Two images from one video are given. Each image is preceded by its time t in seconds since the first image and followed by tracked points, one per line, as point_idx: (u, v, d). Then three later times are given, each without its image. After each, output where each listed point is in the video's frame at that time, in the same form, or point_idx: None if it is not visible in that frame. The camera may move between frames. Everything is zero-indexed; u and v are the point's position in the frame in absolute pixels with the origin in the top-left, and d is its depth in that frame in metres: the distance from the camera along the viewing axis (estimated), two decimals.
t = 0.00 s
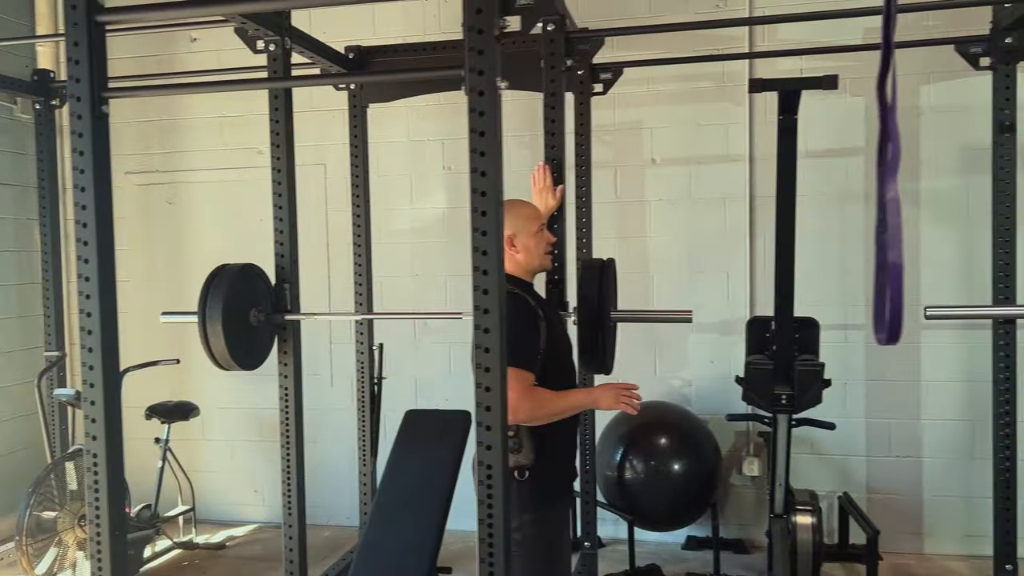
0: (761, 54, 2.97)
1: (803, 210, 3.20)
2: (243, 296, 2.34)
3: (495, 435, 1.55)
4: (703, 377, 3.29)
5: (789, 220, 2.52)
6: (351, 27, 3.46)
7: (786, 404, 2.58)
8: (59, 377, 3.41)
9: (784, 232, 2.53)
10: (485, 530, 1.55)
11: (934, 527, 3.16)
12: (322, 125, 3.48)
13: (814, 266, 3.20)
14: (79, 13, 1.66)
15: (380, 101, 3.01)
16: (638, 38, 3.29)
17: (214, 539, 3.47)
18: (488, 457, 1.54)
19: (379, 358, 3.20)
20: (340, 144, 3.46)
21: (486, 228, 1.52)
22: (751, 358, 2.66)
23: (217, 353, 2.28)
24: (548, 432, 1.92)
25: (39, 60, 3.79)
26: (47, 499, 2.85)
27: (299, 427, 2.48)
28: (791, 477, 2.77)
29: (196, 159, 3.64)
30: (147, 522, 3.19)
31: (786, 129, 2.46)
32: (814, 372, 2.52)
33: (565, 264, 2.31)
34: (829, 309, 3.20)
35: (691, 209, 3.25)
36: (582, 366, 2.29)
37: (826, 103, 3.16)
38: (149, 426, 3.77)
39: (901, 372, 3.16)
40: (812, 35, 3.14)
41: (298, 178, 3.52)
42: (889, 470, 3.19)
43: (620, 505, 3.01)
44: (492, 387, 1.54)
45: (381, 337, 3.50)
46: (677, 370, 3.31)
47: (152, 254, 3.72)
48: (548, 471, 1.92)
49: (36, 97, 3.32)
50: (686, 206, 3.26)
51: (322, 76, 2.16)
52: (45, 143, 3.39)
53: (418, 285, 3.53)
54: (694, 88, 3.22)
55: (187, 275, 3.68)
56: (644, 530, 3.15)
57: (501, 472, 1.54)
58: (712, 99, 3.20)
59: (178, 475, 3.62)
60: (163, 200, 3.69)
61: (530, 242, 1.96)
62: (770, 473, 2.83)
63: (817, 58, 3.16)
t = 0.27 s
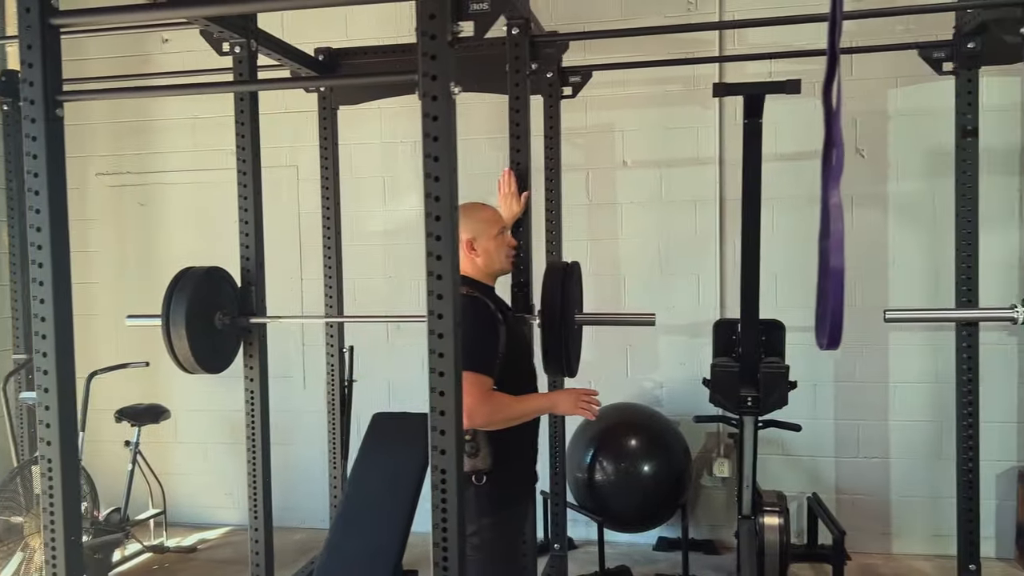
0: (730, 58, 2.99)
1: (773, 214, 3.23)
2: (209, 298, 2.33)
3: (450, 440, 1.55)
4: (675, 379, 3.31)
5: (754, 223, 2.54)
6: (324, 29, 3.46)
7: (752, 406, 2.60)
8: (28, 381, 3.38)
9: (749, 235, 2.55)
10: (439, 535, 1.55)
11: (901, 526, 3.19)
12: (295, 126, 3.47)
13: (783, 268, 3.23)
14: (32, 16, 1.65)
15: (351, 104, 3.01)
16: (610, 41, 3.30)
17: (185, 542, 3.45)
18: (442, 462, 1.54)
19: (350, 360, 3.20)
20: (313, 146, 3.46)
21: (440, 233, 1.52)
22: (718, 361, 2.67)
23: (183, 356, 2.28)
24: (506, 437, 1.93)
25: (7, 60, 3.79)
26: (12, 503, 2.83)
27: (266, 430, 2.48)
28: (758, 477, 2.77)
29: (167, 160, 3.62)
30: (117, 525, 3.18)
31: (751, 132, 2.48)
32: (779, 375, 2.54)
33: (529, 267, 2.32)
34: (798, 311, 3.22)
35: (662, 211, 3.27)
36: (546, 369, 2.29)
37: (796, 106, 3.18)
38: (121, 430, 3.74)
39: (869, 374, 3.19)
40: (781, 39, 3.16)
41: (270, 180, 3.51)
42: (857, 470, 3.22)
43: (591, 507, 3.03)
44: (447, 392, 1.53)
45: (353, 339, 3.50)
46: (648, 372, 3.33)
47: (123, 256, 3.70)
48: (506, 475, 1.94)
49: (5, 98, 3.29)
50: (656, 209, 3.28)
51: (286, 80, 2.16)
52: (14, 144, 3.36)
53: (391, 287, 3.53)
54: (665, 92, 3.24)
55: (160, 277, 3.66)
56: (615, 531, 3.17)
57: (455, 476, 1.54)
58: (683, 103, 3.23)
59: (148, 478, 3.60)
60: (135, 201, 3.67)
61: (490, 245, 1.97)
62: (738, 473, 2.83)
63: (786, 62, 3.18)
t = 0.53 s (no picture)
0: (708, 61, 2.99)
1: (751, 216, 3.23)
2: (181, 302, 2.31)
3: (415, 445, 1.54)
4: (654, 381, 3.31)
5: (729, 226, 2.55)
6: (303, 30, 3.45)
7: (727, 409, 2.60)
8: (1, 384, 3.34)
9: (725, 238, 2.56)
10: (404, 541, 1.53)
11: (878, 528, 3.21)
12: (273, 128, 3.46)
13: (761, 270, 3.23)
14: None
15: (329, 105, 2.99)
16: (589, 43, 3.31)
17: (162, 547, 3.42)
18: (407, 467, 1.52)
19: (328, 362, 3.18)
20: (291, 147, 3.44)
21: (404, 237, 1.50)
22: (694, 364, 2.68)
23: (153, 361, 2.26)
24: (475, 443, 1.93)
25: None
26: None
27: (239, 434, 2.46)
28: (735, 480, 2.77)
29: (145, 161, 3.59)
30: (95, 530, 3.16)
31: (726, 136, 2.48)
32: (754, 378, 2.55)
33: (503, 269, 2.32)
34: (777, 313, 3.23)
35: (641, 214, 3.27)
36: (519, 372, 2.28)
37: (774, 109, 3.19)
38: (98, 433, 3.71)
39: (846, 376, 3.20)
40: (759, 42, 3.17)
41: (249, 181, 3.49)
42: (834, 473, 3.23)
43: (569, 510, 3.02)
44: (412, 397, 1.52)
45: (332, 342, 3.48)
46: (627, 375, 3.33)
47: (100, 257, 3.67)
48: (473, 482, 1.93)
49: None
50: (634, 212, 3.28)
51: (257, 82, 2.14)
52: None
53: (370, 289, 3.52)
54: (643, 94, 3.24)
55: (138, 278, 3.63)
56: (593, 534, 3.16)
57: (420, 482, 1.52)
58: (661, 105, 3.23)
59: (124, 482, 3.57)
60: (112, 202, 3.64)
61: (458, 248, 1.97)
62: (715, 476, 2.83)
63: (764, 65, 3.19)
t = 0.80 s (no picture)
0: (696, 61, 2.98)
1: (740, 217, 3.22)
2: (163, 304, 2.29)
3: (394, 451, 1.51)
4: (642, 383, 3.29)
5: (716, 228, 2.53)
6: (290, 30, 3.42)
7: (715, 412, 2.59)
8: None
9: (712, 240, 2.54)
10: (383, 548, 1.51)
11: (867, 531, 3.19)
12: (259, 128, 3.42)
13: (750, 272, 3.22)
14: None
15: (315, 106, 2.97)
16: (577, 43, 3.29)
17: (146, 551, 3.39)
18: (385, 473, 1.50)
19: (313, 364, 3.15)
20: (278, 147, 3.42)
21: (382, 239, 1.48)
22: (681, 367, 2.66)
23: (133, 364, 2.24)
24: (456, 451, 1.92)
25: None
26: None
27: (222, 438, 2.42)
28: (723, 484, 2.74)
29: (130, 161, 3.56)
30: (77, 534, 3.13)
31: (713, 137, 2.47)
32: (742, 381, 2.53)
33: (488, 271, 2.30)
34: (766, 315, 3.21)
35: (630, 215, 3.26)
36: (504, 375, 2.26)
37: (763, 110, 3.18)
38: (82, 436, 3.67)
39: (835, 379, 3.18)
40: (748, 43, 3.16)
41: (235, 181, 3.46)
42: (823, 475, 3.21)
43: (556, 513, 3.00)
44: (390, 402, 1.49)
45: (319, 343, 3.45)
46: (616, 377, 3.31)
47: (84, 258, 3.63)
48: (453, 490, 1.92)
49: None
50: (623, 213, 3.26)
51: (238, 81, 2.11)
52: None
53: (358, 290, 3.49)
54: (632, 95, 3.22)
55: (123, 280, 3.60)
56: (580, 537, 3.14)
57: (399, 488, 1.50)
58: (649, 106, 3.21)
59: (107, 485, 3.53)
60: (96, 203, 3.60)
61: (434, 249, 1.95)
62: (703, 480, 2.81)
63: (753, 66, 3.18)
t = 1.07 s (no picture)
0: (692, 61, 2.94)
1: (736, 219, 3.18)
2: (148, 306, 2.24)
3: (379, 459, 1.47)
4: (637, 387, 3.25)
5: (712, 230, 2.49)
6: (281, 29, 3.38)
7: (710, 417, 2.54)
8: None
9: (708, 243, 2.50)
10: (367, 558, 1.46)
11: (864, 537, 3.16)
12: (250, 128, 3.38)
13: (746, 274, 3.18)
14: None
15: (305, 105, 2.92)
16: (571, 43, 3.25)
17: (133, 557, 3.33)
18: (370, 482, 1.46)
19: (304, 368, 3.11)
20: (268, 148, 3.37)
21: (367, 241, 1.43)
22: (676, 371, 2.62)
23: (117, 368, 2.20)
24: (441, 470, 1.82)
25: None
26: None
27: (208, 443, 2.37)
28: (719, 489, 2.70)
29: (119, 161, 3.51)
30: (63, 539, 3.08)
31: (708, 138, 2.43)
32: (738, 385, 2.49)
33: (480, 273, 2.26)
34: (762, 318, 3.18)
35: (625, 217, 3.22)
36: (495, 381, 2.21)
37: (759, 111, 3.14)
38: (70, 440, 3.61)
39: (833, 383, 3.15)
40: (744, 43, 3.12)
41: (225, 182, 3.42)
42: (820, 481, 3.18)
43: (549, 520, 2.95)
44: (375, 409, 1.45)
45: (310, 346, 3.41)
46: (611, 381, 3.27)
47: (72, 259, 3.58)
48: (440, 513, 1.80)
49: None
50: (617, 215, 3.22)
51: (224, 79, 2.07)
52: None
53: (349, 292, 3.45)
54: (627, 95, 3.19)
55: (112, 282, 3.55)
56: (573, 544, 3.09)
57: (384, 497, 1.45)
58: (644, 107, 3.17)
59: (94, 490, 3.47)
60: (85, 204, 3.55)
61: (408, 258, 1.90)
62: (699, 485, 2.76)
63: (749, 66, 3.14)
